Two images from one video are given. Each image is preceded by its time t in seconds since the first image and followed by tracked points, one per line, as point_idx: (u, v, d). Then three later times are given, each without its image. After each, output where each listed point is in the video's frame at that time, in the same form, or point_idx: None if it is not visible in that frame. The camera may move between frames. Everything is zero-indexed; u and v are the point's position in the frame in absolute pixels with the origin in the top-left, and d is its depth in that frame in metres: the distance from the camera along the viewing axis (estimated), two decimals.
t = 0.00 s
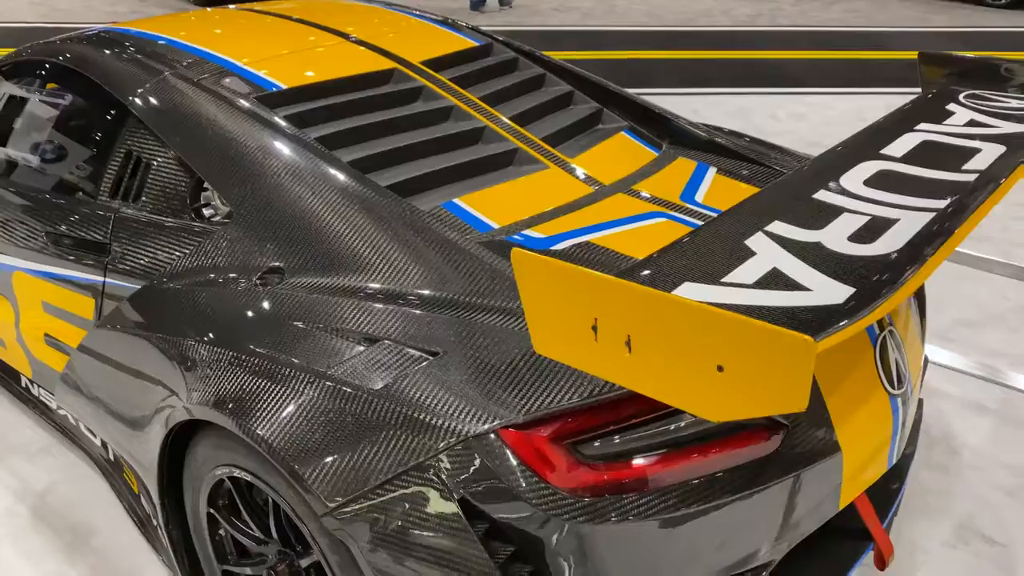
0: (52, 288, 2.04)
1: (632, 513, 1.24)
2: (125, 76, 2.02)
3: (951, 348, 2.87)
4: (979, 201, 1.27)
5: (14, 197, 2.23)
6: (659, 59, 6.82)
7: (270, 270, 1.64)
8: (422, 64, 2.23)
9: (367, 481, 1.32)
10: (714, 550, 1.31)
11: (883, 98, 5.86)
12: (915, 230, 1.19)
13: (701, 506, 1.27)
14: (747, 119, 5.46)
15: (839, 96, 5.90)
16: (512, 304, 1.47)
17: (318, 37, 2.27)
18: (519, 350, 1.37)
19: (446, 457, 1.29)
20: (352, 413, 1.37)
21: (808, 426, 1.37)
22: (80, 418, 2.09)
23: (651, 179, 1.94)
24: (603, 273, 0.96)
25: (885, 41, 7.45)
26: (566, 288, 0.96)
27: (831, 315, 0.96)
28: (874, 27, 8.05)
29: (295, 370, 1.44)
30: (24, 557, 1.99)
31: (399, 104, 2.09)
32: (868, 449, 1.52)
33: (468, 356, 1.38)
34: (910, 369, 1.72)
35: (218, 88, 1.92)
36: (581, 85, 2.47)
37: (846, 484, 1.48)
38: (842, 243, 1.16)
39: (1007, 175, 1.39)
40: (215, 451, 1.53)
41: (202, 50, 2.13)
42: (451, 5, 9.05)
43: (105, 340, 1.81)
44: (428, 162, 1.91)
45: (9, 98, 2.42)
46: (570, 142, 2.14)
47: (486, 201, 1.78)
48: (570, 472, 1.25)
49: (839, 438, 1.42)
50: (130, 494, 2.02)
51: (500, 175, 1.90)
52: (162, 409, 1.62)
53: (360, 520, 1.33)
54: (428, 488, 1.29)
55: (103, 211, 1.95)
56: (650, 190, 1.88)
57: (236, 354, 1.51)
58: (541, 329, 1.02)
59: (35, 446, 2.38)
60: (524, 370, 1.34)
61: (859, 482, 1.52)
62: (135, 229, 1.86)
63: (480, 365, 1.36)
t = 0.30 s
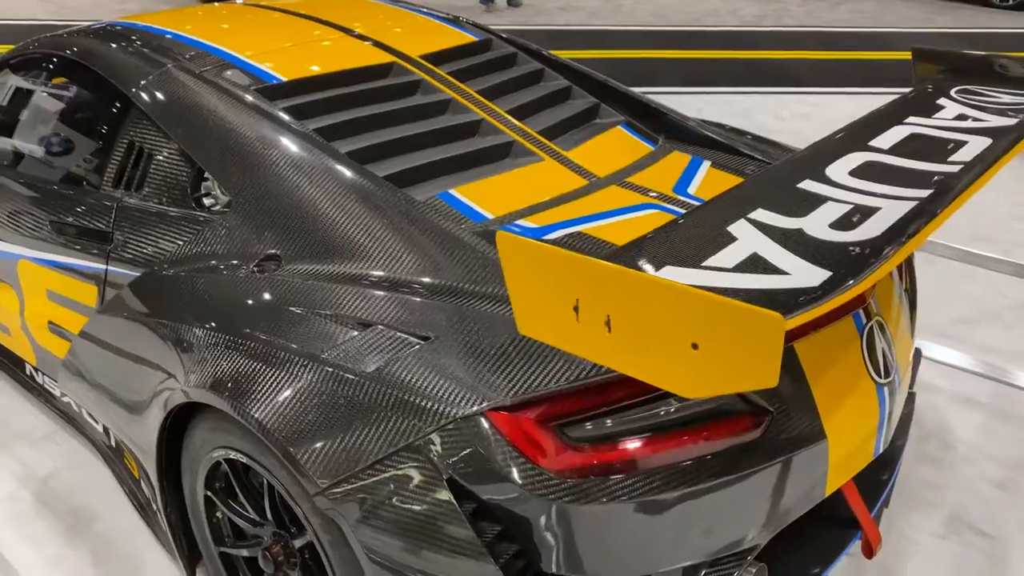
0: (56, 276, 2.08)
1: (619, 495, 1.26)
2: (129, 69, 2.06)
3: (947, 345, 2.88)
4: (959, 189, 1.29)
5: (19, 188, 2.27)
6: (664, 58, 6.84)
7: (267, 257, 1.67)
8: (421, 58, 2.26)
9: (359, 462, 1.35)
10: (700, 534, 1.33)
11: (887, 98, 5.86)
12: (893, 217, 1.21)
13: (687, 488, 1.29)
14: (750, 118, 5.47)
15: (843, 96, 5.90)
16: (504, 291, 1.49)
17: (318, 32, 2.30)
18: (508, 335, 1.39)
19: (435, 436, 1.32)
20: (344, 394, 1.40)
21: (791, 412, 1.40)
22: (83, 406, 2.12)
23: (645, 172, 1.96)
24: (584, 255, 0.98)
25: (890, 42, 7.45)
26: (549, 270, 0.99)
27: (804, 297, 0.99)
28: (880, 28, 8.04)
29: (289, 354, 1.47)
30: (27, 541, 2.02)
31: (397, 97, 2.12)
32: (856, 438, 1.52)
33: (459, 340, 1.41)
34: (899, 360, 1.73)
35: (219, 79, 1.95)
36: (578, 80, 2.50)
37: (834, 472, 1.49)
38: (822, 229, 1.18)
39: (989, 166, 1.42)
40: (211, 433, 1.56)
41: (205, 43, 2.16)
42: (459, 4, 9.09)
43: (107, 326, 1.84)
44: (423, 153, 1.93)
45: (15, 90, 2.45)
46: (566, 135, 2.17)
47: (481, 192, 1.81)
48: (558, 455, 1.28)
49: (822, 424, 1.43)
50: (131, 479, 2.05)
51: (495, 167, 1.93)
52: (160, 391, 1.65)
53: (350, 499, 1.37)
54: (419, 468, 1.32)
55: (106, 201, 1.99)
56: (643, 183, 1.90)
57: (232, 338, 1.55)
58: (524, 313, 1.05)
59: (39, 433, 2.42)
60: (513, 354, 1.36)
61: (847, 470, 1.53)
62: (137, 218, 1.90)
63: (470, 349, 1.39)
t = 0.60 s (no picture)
0: (67, 264, 2.12)
1: (607, 479, 1.29)
2: (138, 61, 2.10)
3: (949, 344, 2.89)
4: (945, 182, 1.31)
5: (32, 178, 2.31)
6: (675, 58, 6.84)
7: (269, 246, 1.71)
8: (425, 54, 2.29)
9: (353, 443, 1.38)
10: (688, 518, 1.35)
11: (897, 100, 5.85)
12: (878, 208, 1.23)
13: (675, 473, 1.32)
14: (759, 119, 5.47)
15: (853, 97, 5.89)
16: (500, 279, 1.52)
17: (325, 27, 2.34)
18: (501, 321, 1.42)
19: (429, 417, 1.35)
20: (339, 378, 1.43)
21: (780, 400, 1.42)
22: (92, 392, 2.17)
23: (644, 166, 1.99)
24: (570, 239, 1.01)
25: (903, 43, 7.42)
26: (537, 254, 1.02)
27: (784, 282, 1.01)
28: (892, 30, 8.02)
29: (288, 338, 1.51)
30: (35, 523, 2.07)
31: (402, 91, 2.16)
32: (847, 430, 1.54)
33: (453, 325, 1.44)
34: (893, 354, 1.75)
35: (225, 72, 1.98)
36: (582, 76, 2.53)
37: (824, 463, 1.50)
38: (806, 218, 1.21)
39: (978, 160, 1.43)
40: (212, 416, 1.60)
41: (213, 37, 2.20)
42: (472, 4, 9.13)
43: (114, 312, 1.88)
44: (425, 146, 1.97)
45: (30, 82, 2.50)
46: (568, 130, 2.19)
47: (481, 184, 1.84)
48: (550, 440, 1.32)
49: (812, 414, 1.45)
50: (136, 463, 2.09)
51: (496, 160, 1.96)
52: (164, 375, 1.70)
53: (343, 481, 1.40)
54: (412, 450, 1.35)
55: (115, 191, 2.04)
56: (641, 177, 1.93)
57: (233, 323, 1.59)
58: (512, 296, 1.08)
59: (49, 419, 2.47)
60: (505, 340, 1.39)
61: (838, 461, 1.54)
62: (146, 207, 1.95)
63: (463, 334, 1.42)
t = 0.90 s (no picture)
0: (84, 251, 2.18)
1: (596, 464, 1.32)
2: (156, 54, 2.15)
3: (960, 346, 2.88)
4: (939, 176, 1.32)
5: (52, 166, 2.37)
6: (694, 60, 6.84)
7: (277, 233, 1.75)
8: (436, 49, 2.33)
9: (352, 424, 1.42)
10: (678, 505, 1.37)
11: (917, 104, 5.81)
12: (869, 200, 1.25)
13: (666, 461, 1.34)
14: (777, 121, 5.46)
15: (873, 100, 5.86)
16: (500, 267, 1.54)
17: (340, 23, 2.38)
18: (498, 307, 1.44)
19: (425, 400, 1.38)
20: (339, 361, 1.46)
21: (773, 392, 1.43)
22: (106, 376, 2.22)
23: (649, 162, 2.01)
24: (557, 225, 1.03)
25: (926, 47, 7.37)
26: (525, 239, 1.04)
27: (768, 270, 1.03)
28: (916, 34, 7.96)
29: (290, 322, 1.54)
30: (49, 501, 2.13)
31: (412, 86, 2.19)
32: (842, 424, 1.55)
33: (451, 310, 1.46)
34: (893, 350, 1.75)
35: (239, 65, 2.03)
36: (592, 73, 2.55)
37: (818, 457, 1.51)
38: (797, 210, 1.22)
39: (976, 155, 1.44)
40: (218, 397, 1.64)
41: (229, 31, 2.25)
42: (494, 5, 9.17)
43: (128, 296, 1.93)
44: (432, 139, 2.00)
45: (52, 74, 2.56)
46: (576, 126, 2.22)
47: (486, 176, 1.87)
48: (544, 425, 1.34)
49: (807, 405, 1.47)
50: (147, 446, 2.14)
51: (501, 154, 1.99)
52: (172, 357, 1.74)
53: (340, 462, 1.43)
54: (407, 432, 1.39)
55: (131, 180, 2.09)
56: (645, 172, 1.95)
57: (239, 307, 1.63)
58: (503, 281, 1.11)
59: (65, 402, 2.53)
60: (502, 326, 1.41)
61: (834, 454, 1.55)
62: (160, 195, 1.99)
63: (461, 320, 1.44)
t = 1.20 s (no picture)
0: (103, 236, 2.24)
1: (586, 450, 1.33)
2: (177, 44, 2.20)
3: (979, 351, 2.84)
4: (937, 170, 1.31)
5: (77, 154, 2.43)
6: (724, 63, 6.80)
7: (286, 220, 1.79)
8: (452, 44, 2.36)
9: (348, 406, 1.45)
10: (669, 493, 1.38)
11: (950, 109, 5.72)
12: (864, 192, 1.24)
13: (656, 449, 1.35)
14: (805, 124, 5.41)
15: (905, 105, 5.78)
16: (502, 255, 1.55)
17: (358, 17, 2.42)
18: (496, 293, 1.45)
19: (420, 383, 1.40)
20: (337, 344, 1.49)
21: (769, 384, 1.43)
22: (123, 359, 2.28)
23: (658, 157, 2.01)
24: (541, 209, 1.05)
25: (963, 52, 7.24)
26: (510, 222, 1.06)
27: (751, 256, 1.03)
28: (953, 39, 7.83)
29: (293, 305, 1.58)
30: (65, 479, 2.19)
31: (426, 79, 2.22)
32: (841, 419, 1.54)
33: (450, 296, 1.47)
34: (899, 347, 1.74)
35: (256, 55, 2.06)
36: (608, 70, 2.56)
37: (814, 452, 1.51)
38: (790, 201, 1.22)
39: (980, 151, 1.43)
40: (223, 378, 1.68)
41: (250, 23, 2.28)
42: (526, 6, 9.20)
43: (142, 279, 1.98)
44: (442, 131, 2.02)
45: (80, 64, 2.63)
46: (588, 121, 2.23)
47: (494, 167, 1.89)
48: (537, 411, 1.35)
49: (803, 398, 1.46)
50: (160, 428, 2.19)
51: (510, 146, 2.01)
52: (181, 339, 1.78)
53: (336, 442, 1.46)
54: (402, 414, 1.41)
55: (150, 168, 2.14)
56: (653, 166, 1.95)
57: (246, 291, 1.67)
58: (492, 264, 1.12)
59: (85, 384, 2.59)
60: (498, 312, 1.43)
61: (832, 448, 1.54)
62: (176, 182, 2.04)
63: (459, 305, 1.46)
